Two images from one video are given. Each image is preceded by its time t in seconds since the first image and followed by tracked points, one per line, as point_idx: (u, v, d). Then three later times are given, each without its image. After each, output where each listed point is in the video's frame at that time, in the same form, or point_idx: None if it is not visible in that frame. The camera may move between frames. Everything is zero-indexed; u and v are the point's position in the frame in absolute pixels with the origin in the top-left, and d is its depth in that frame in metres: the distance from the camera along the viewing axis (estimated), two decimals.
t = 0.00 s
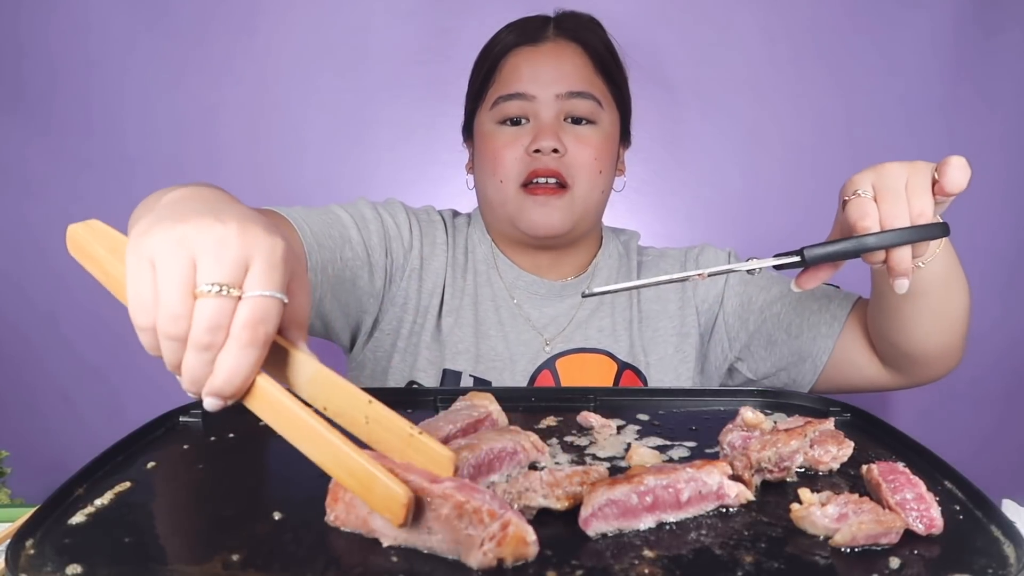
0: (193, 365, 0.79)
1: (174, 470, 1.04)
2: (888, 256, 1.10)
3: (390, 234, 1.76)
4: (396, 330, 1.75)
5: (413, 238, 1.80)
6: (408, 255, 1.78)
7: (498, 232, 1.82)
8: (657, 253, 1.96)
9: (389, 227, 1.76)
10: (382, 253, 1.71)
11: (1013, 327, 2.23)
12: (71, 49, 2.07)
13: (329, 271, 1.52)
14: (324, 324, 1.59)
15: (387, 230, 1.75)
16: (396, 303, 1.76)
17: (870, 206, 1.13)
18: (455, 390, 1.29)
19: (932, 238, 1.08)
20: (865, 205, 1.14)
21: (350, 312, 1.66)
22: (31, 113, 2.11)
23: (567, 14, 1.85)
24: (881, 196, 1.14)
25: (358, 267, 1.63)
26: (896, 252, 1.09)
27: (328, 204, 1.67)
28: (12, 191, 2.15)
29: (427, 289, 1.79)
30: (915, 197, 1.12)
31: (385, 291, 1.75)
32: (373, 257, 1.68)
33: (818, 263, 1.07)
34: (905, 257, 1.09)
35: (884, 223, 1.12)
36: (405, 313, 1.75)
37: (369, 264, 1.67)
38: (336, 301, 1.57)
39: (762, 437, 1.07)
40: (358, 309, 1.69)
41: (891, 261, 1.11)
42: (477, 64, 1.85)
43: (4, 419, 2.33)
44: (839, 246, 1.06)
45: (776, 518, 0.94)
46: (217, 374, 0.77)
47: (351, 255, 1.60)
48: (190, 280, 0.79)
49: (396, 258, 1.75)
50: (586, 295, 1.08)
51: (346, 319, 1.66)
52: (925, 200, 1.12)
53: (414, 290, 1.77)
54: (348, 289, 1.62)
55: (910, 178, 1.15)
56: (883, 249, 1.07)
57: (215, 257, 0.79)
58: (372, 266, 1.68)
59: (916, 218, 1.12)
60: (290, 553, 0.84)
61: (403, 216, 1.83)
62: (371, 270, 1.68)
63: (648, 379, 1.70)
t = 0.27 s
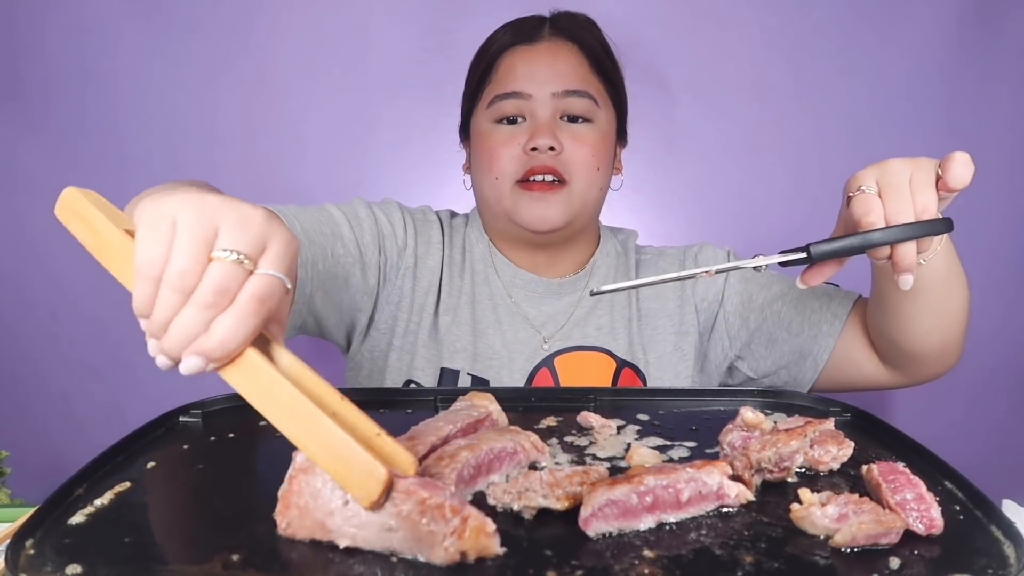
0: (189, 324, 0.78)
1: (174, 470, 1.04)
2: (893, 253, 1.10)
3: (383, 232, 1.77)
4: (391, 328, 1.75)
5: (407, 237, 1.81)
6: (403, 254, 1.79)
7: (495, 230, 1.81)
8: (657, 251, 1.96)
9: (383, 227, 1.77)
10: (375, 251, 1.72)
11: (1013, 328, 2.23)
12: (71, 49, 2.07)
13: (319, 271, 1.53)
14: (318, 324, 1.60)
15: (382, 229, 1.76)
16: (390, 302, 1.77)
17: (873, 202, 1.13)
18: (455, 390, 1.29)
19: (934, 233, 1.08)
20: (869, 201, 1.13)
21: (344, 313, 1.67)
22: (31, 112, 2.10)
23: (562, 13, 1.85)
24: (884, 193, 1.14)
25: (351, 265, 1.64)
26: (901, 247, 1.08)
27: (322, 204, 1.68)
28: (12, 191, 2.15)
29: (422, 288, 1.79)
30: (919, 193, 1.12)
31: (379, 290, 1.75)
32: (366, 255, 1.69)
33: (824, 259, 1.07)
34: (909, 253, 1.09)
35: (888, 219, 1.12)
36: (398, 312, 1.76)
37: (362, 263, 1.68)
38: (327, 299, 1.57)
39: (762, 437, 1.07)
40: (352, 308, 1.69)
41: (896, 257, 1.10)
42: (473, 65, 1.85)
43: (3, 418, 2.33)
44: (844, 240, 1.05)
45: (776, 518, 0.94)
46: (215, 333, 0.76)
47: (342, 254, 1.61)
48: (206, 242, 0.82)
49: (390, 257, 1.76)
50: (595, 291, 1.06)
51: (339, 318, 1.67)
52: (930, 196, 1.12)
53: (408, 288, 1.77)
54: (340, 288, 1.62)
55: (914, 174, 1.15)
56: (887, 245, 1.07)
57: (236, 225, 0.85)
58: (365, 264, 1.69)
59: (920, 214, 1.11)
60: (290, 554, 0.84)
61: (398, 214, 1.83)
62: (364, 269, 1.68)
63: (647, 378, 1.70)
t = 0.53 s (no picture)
0: (212, 307, 0.81)
1: (173, 471, 1.04)
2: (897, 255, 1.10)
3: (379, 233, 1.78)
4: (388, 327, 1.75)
5: (403, 237, 1.81)
6: (399, 254, 1.79)
7: (494, 229, 1.82)
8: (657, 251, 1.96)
9: (379, 227, 1.78)
10: (369, 251, 1.73)
11: (1014, 327, 2.22)
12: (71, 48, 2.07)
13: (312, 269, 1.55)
14: (311, 322, 1.62)
15: (377, 228, 1.77)
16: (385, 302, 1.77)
17: (878, 202, 1.13)
18: (455, 390, 1.29)
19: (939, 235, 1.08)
20: (873, 201, 1.13)
21: (339, 312, 1.68)
22: (31, 112, 2.11)
23: (560, 14, 1.85)
24: (888, 193, 1.14)
25: (343, 264, 1.65)
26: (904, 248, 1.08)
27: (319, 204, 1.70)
28: (12, 191, 2.15)
29: (418, 287, 1.78)
30: (922, 195, 1.12)
31: (375, 290, 1.76)
32: (360, 254, 1.71)
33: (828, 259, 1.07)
34: (913, 254, 1.09)
35: (893, 220, 1.12)
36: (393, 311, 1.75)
37: (356, 262, 1.69)
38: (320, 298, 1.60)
39: (762, 437, 1.07)
40: (348, 308, 1.71)
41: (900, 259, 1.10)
42: (471, 64, 1.85)
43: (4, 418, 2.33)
44: (849, 241, 1.06)
45: (776, 518, 0.94)
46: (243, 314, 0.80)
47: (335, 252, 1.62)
48: (240, 238, 0.88)
49: (386, 257, 1.77)
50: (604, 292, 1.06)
51: (335, 317, 1.69)
52: (934, 198, 1.12)
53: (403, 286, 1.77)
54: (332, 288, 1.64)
55: (918, 176, 1.15)
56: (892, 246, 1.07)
57: (271, 226, 0.92)
58: (359, 264, 1.71)
59: (924, 215, 1.11)
60: (290, 553, 0.84)
61: (393, 212, 1.84)
62: (358, 268, 1.70)
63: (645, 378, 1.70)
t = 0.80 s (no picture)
0: (141, 241, 0.85)
1: (173, 471, 1.04)
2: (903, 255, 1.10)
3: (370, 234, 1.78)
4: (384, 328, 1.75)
5: (396, 238, 1.81)
6: (393, 255, 1.80)
7: (492, 228, 1.83)
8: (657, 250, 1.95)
9: (370, 229, 1.77)
10: (361, 251, 1.72)
11: (1013, 327, 2.23)
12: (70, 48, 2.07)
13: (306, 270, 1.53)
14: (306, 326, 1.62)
15: (368, 229, 1.76)
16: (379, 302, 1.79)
17: (884, 201, 1.13)
18: (455, 390, 1.29)
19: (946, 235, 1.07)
20: (880, 200, 1.14)
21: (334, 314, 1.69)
22: (30, 111, 2.10)
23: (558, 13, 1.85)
24: (895, 193, 1.15)
25: (336, 266, 1.64)
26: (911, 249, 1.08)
27: (313, 207, 1.70)
28: (11, 191, 2.14)
29: (411, 287, 1.79)
30: (929, 195, 1.13)
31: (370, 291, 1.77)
32: (352, 255, 1.70)
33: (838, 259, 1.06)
34: (919, 253, 1.08)
35: (900, 219, 1.11)
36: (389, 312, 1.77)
37: (348, 263, 1.68)
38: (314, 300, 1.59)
39: (762, 437, 1.07)
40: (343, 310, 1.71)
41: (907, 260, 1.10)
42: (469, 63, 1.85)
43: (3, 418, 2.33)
44: (858, 241, 1.05)
45: (776, 518, 0.94)
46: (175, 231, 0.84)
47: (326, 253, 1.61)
48: (149, 172, 0.91)
49: (379, 258, 1.77)
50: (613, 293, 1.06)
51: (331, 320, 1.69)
52: (939, 199, 1.12)
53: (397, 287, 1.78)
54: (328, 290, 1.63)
55: (924, 175, 1.15)
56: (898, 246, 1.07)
57: (179, 154, 0.95)
58: (352, 265, 1.70)
59: (930, 215, 1.11)
60: (290, 554, 0.84)
61: (385, 213, 1.83)
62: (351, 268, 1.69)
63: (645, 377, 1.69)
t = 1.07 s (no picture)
0: (132, 161, 1.03)
1: (173, 471, 1.04)
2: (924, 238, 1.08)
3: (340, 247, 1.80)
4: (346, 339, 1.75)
5: (374, 245, 1.80)
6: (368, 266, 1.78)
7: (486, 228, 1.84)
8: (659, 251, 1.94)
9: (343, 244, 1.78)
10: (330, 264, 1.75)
11: (1013, 327, 2.22)
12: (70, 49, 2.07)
13: (250, 288, 1.61)
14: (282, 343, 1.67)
15: (338, 242, 1.78)
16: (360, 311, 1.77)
17: (903, 184, 1.13)
18: (454, 390, 1.28)
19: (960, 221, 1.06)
20: (898, 183, 1.14)
21: (312, 326, 1.70)
22: (29, 111, 2.10)
23: (546, 12, 1.85)
24: (912, 178, 1.15)
25: (297, 281, 1.68)
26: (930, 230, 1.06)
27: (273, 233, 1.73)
28: (11, 191, 2.14)
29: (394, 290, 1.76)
30: (945, 180, 1.13)
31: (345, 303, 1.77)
32: (320, 269, 1.73)
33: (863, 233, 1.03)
34: (937, 238, 1.06)
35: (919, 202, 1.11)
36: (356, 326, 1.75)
37: (314, 277, 1.71)
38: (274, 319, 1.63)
39: (762, 437, 1.07)
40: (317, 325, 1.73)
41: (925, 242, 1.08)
42: (460, 63, 1.86)
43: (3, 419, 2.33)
44: (879, 215, 1.03)
45: (776, 518, 0.94)
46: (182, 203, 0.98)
47: (269, 267, 1.63)
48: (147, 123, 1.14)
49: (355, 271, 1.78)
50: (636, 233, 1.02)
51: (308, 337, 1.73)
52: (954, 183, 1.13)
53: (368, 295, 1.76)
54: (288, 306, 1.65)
55: (939, 164, 1.16)
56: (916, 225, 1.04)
57: (194, 123, 1.20)
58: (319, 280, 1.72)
59: (947, 200, 1.11)
60: (290, 554, 0.84)
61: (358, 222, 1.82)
62: (319, 281, 1.71)
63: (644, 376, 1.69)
